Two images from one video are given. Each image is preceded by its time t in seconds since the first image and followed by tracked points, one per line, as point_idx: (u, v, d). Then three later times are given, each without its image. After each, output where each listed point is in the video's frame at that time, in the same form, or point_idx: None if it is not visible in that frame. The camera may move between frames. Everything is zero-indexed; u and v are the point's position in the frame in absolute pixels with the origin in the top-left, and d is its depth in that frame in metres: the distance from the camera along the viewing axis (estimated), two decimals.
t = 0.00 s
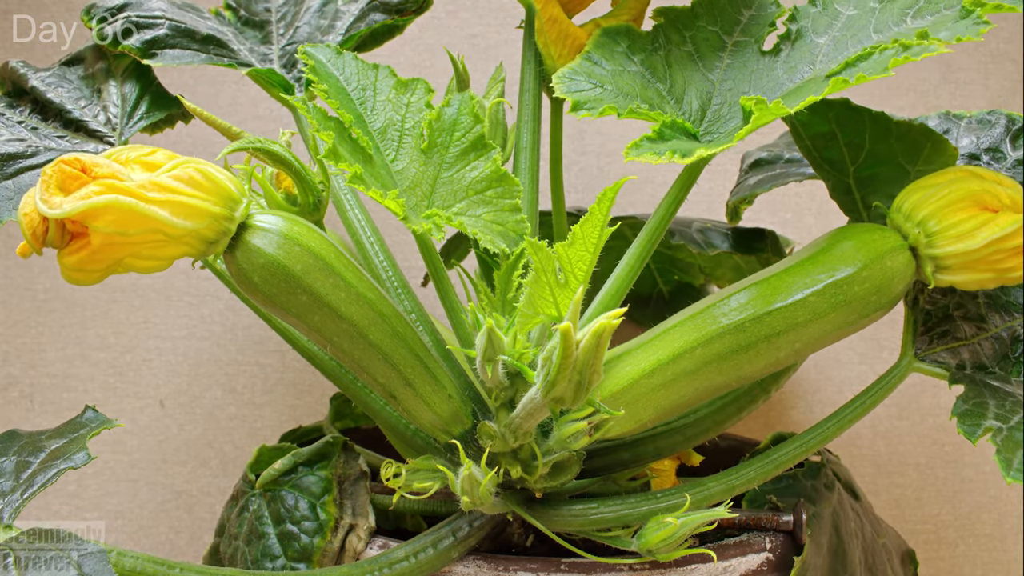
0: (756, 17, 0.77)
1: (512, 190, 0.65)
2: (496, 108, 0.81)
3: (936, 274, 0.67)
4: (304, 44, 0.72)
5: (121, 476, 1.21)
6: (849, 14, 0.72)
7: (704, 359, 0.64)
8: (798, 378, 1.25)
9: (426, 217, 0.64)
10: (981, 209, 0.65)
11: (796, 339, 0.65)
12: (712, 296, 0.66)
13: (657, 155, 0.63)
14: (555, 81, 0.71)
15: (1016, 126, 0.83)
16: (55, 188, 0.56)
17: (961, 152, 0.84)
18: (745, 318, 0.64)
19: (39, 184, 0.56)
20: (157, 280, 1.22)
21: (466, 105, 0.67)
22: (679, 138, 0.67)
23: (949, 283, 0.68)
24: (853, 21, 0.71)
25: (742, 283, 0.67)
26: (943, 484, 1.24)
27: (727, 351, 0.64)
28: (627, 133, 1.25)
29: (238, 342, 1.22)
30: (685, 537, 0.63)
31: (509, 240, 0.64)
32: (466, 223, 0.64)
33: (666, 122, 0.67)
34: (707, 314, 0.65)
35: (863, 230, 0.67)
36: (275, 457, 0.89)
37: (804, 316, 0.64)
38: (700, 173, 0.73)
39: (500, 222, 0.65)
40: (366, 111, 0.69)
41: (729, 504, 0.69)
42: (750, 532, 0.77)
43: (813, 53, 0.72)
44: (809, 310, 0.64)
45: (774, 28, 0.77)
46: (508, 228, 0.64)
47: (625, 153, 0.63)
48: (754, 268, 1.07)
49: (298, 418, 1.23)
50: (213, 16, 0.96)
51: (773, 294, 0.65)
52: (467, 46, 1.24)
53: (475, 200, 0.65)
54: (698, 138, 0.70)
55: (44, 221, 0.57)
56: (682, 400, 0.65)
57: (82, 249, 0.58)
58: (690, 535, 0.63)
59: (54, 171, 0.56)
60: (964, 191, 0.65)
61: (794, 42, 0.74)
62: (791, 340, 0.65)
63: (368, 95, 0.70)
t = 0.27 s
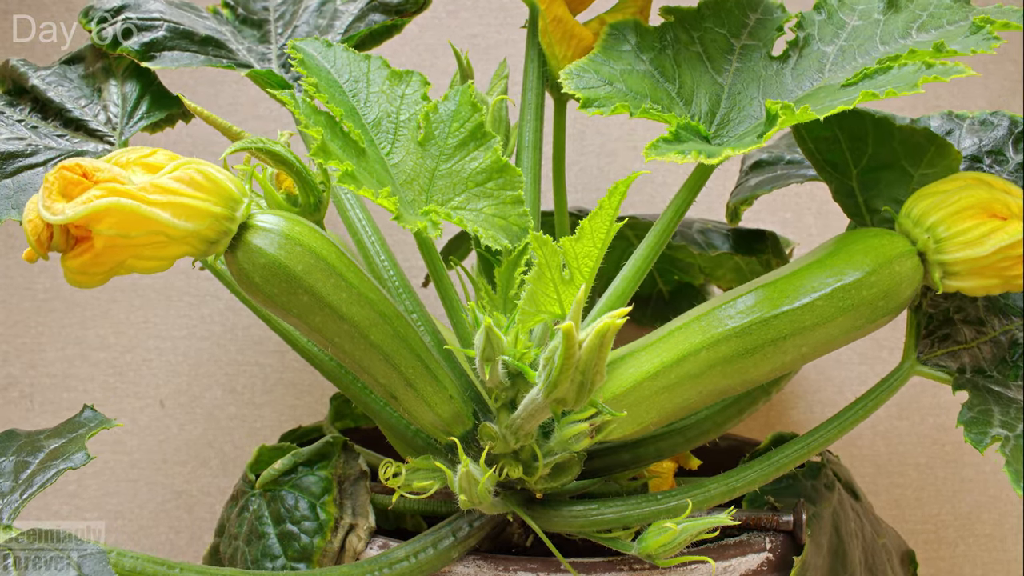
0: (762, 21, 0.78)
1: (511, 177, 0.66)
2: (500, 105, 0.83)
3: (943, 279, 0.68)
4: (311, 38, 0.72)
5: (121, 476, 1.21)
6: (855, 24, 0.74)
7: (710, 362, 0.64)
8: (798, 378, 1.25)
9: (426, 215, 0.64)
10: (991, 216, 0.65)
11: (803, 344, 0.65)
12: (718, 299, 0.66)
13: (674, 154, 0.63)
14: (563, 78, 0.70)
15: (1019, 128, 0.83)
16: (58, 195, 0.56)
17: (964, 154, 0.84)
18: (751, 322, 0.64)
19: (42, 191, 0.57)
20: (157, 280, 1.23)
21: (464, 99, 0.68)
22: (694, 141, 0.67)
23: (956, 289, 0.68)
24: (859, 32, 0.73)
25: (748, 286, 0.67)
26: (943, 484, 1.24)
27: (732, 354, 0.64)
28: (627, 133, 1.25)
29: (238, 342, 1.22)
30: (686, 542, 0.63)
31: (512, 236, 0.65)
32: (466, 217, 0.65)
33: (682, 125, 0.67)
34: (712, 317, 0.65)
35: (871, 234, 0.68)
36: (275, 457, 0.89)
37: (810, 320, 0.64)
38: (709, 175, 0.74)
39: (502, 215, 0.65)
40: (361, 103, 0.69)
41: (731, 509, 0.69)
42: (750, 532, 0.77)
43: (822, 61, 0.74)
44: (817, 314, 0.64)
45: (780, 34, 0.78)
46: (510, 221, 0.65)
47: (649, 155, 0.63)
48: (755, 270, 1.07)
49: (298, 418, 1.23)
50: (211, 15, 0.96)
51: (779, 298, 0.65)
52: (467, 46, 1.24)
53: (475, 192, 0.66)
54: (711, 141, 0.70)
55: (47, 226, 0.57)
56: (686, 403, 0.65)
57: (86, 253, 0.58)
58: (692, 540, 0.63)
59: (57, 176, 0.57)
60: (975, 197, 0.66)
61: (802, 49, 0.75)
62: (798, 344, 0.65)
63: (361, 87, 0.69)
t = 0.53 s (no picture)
0: (765, 15, 0.78)
1: (510, 170, 0.66)
2: (501, 102, 0.81)
3: (951, 286, 0.68)
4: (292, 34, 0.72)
5: (121, 476, 1.21)
6: (857, 20, 0.75)
7: (715, 366, 0.64)
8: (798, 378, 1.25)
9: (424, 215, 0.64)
10: (1000, 225, 0.66)
11: (809, 348, 0.65)
12: (725, 301, 0.66)
13: (684, 151, 0.63)
14: (565, 72, 0.70)
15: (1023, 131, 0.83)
16: (60, 200, 0.56)
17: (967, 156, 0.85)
18: (759, 326, 0.64)
19: (44, 196, 0.57)
20: (157, 280, 1.23)
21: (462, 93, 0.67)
22: (700, 139, 0.67)
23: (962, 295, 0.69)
24: (863, 28, 0.74)
25: (755, 289, 0.67)
26: (943, 483, 1.24)
27: (739, 358, 0.64)
28: (627, 132, 1.24)
29: (238, 342, 1.22)
30: (684, 541, 0.63)
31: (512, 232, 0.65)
32: (465, 212, 0.65)
33: (688, 124, 0.67)
34: (718, 320, 0.65)
35: (879, 239, 0.68)
36: (274, 457, 0.89)
37: (818, 325, 0.64)
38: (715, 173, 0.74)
39: (502, 211, 0.65)
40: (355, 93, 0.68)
41: (730, 507, 0.69)
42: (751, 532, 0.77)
43: (825, 57, 0.74)
44: (825, 319, 0.64)
45: (784, 28, 0.77)
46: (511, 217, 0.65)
47: (655, 152, 0.63)
48: (755, 271, 1.07)
49: (298, 418, 1.23)
50: (210, 12, 0.96)
51: (787, 303, 0.65)
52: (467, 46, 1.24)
53: (474, 186, 0.66)
54: (716, 140, 0.70)
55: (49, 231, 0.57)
56: (690, 406, 0.64)
57: (89, 255, 0.59)
58: (691, 538, 0.63)
59: (58, 181, 0.57)
60: (984, 206, 0.67)
61: (806, 44, 0.76)
62: (805, 349, 0.65)
63: (358, 79, 0.69)
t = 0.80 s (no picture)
0: (766, 9, 0.77)
1: (513, 162, 0.66)
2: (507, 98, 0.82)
3: (961, 294, 0.68)
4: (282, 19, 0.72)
5: (121, 476, 1.21)
6: (861, 12, 0.74)
7: (721, 370, 0.64)
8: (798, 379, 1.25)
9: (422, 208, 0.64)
10: (1009, 233, 0.65)
11: (816, 354, 0.65)
12: (731, 305, 0.66)
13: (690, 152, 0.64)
14: (565, 69, 0.70)
15: None
16: (63, 204, 0.56)
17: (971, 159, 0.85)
18: (766, 331, 0.64)
19: (47, 202, 0.57)
20: (157, 280, 1.23)
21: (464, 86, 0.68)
22: (705, 137, 0.68)
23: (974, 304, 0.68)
24: (865, 21, 0.73)
25: (762, 294, 0.67)
26: (943, 483, 1.24)
27: (745, 363, 0.64)
28: (627, 132, 1.24)
29: (238, 342, 1.22)
30: (684, 535, 0.63)
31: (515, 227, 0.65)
32: (466, 206, 0.65)
33: (692, 122, 0.67)
34: (724, 323, 0.65)
35: (889, 246, 0.68)
36: (274, 457, 0.89)
37: (826, 331, 0.64)
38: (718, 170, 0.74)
39: (506, 206, 0.65)
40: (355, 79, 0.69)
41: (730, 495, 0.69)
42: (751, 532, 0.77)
43: (830, 49, 0.74)
44: (833, 325, 0.64)
45: (787, 21, 0.77)
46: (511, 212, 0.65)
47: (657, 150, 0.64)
48: (755, 271, 1.07)
49: (298, 418, 1.23)
50: (209, 12, 0.96)
51: (795, 308, 0.65)
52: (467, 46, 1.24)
53: (477, 178, 0.66)
54: (721, 137, 0.70)
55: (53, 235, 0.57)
56: (694, 409, 0.64)
57: (91, 257, 0.58)
58: (690, 531, 0.62)
59: (59, 186, 0.57)
60: (994, 214, 0.66)
61: (809, 38, 0.75)
62: (811, 355, 0.65)
63: (357, 62, 0.70)
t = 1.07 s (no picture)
0: (766, 2, 0.77)
1: (509, 148, 0.65)
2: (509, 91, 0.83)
3: (969, 301, 0.68)
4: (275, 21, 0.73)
5: (121, 476, 1.21)
6: (862, 3, 0.74)
7: (726, 374, 0.63)
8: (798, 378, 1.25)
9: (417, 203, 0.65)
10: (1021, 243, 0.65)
11: (823, 359, 0.65)
12: (738, 309, 0.66)
13: (687, 140, 0.64)
14: (561, 67, 0.70)
15: None
16: (65, 210, 0.57)
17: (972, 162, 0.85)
18: (773, 335, 0.64)
19: (50, 207, 0.57)
20: (157, 280, 1.23)
21: (456, 78, 0.67)
22: (703, 128, 0.67)
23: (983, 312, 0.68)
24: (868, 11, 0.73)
25: (768, 298, 0.67)
26: (943, 483, 1.24)
27: (752, 367, 0.64)
28: (627, 132, 1.25)
29: (238, 342, 1.23)
30: (688, 532, 0.63)
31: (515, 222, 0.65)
32: (462, 197, 0.64)
33: (690, 113, 0.67)
34: (729, 327, 0.64)
35: (898, 253, 0.68)
36: (274, 457, 0.89)
37: (833, 336, 0.64)
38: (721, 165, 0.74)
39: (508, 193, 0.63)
40: (348, 75, 0.70)
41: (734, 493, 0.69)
42: (750, 532, 0.77)
43: (832, 41, 0.73)
44: (841, 331, 0.65)
45: (786, 13, 0.77)
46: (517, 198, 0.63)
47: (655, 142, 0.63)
48: (756, 271, 1.08)
49: (298, 418, 1.23)
50: (208, 15, 0.96)
51: (802, 314, 0.65)
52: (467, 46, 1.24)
53: (475, 168, 0.65)
54: (721, 131, 0.70)
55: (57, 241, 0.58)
56: (698, 413, 0.64)
57: (94, 261, 0.59)
58: (694, 527, 0.62)
59: (62, 191, 0.57)
60: (1007, 223, 0.65)
61: (811, 29, 0.75)
62: (819, 360, 0.65)
63: (350, 59, 0.71)
